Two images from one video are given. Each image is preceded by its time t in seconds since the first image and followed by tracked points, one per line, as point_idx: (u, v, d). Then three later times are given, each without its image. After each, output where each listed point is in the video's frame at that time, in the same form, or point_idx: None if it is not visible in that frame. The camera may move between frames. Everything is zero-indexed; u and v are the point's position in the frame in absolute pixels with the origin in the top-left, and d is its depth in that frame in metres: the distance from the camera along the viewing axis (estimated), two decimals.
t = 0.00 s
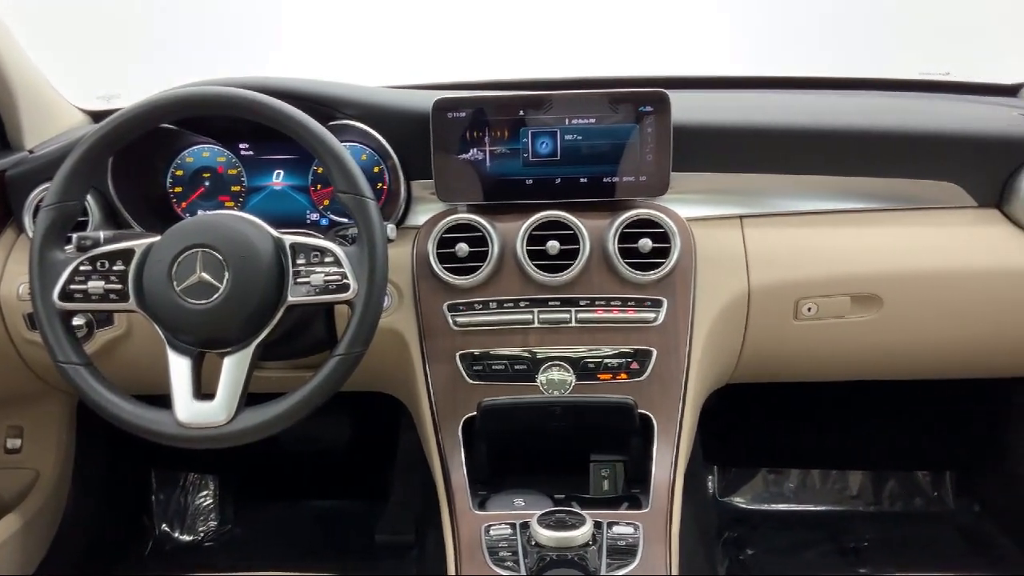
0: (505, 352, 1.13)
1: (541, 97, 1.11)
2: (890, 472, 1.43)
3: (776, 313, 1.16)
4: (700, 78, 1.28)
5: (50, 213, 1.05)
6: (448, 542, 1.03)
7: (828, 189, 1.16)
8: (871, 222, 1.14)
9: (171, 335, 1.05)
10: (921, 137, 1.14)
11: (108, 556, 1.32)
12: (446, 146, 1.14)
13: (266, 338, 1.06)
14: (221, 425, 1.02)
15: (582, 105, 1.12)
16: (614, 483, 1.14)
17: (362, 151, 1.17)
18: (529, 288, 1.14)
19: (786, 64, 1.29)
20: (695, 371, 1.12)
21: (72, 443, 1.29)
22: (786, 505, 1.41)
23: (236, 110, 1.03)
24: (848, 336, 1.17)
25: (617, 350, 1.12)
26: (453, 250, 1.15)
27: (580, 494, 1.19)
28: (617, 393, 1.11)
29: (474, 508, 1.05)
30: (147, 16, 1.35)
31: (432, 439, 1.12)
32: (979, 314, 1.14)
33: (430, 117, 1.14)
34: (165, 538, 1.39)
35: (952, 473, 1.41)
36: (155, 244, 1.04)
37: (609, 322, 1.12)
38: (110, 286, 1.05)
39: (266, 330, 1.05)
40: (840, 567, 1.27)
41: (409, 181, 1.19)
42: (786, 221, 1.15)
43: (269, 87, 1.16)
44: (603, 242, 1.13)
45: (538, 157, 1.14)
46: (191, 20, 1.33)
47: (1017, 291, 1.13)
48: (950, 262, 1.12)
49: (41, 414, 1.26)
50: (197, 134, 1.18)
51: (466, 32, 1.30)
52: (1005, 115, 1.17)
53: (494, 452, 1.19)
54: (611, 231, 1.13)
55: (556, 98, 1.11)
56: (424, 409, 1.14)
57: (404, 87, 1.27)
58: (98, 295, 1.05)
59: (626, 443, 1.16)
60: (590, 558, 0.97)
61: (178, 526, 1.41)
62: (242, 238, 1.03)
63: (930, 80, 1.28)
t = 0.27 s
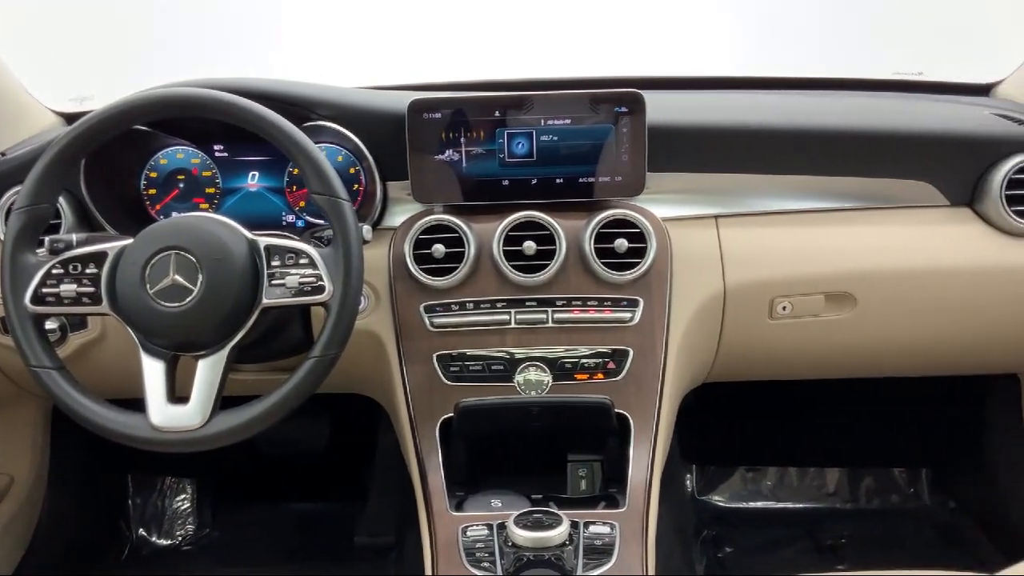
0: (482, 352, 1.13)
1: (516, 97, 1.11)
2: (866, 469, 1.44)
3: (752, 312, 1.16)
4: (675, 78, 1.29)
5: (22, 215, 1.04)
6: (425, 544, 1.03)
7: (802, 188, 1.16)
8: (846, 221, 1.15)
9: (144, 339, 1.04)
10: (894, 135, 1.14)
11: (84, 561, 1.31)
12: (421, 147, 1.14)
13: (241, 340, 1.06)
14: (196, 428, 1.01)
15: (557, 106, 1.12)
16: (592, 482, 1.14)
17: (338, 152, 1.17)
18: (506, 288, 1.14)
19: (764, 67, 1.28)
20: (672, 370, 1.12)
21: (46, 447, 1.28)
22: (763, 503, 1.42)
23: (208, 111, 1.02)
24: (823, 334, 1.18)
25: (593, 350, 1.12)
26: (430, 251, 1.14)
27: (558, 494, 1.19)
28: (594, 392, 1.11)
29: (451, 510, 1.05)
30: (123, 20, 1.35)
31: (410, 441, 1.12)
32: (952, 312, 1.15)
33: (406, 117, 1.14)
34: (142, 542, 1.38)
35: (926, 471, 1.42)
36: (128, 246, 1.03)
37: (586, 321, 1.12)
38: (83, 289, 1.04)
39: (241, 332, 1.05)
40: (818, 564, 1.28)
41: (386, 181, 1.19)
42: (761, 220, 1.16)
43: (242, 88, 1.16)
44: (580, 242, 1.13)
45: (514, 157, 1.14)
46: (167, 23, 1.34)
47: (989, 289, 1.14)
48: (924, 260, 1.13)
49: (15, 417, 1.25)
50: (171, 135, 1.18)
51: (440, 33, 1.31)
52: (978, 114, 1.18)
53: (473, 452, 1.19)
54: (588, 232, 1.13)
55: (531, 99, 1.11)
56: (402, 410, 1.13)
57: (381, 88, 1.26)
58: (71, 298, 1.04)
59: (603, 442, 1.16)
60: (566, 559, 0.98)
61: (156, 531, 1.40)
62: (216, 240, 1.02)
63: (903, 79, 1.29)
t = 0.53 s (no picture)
0: (458, 352, 1.12)
1: (490, 97, 1.11)
2: (843, 465, 1.44)
3: (727, 310, 1.17)
4: (650, 79, 1.29)
5: None
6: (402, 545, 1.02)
7: (776, 187, 1.17)
8: (820, 219, 1.16)
9: (116, 341, 1.03)
10: (867, 134, 1.14)
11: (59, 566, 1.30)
12: (396, 147, 1.13)
13: (214, 342, 1.05)
14: (169, 431, 1.01)
15: (532, 106, 1.12)
16: (569, 482, 1.16)
17: (313, 153, 1.16)
18: (482, 288, 1.14)
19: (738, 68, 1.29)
20: (648, 369, 1.13)
21: (20, 452, 1.26)
22: (741, 500, 1.42)
23: (178, 112, 1.01)
24: (798, 332, 1.19)
25: (570, 350, 1.12)
26: (405, 251, 1.14)
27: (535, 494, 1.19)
28: (570, 392, 1.11)
29: (428, 510, 1.05)
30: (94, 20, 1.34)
31: (386, 442, 1.12)
32: (925, 309, 1.16)
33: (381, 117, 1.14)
34: (119, 546, 1.37)
35: (901, 466, 1.43)
36: (99, 248, 1.03)
37: (562, 321, 1.12)
38: (54, 292, 1.03)
39: (214, 334, 1.04)
40: (795, 561, 1.29)
41: (361, 182, 1.19)
42: (736, 219, 1.16)
43: (215, 89, 1.15)
44: (555, 242, 1.13)
45: (489, 157, 1.14)
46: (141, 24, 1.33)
47: (962, 286, 1.15)
48: (898, 258, 1.14)
49: None
50: (144, 137, 1.17)
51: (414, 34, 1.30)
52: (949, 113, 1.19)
53: (448, 452, 1.19)
54: (563, 231, 1.13)
55: (505, 99, 1.11)
56: (378, 411, 1.13)
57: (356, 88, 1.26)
58: (42, 301, 1.03)
59: (579, 442, 1.17)
60: (542, 558, 0.98)
61: (133, 535, 1.39)
62: (189, 242, 1.02)
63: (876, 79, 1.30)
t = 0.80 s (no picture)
0: (436, 351, 1.12)
1: (467, 96, 1.11)
2: (823, 462, 1.45)
3: (705, 308, 1.17)
4: (626, 77, 1.30)
5: None
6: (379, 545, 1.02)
7: (754, 185, 1.17)
8: (796, 217, 1.16)
9: (89, 342, 1.02)
10: (842, 132, 1.15)
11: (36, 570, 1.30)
12: (373, 145, 1.13)
13: (189, 342, 1.05)
14: (143, 433, 1.00)
15: (508, 104, 1.11)
16: (547, 481, 1.14)
17: (289, 152, 1.16)
18: (460, 287, 1.13)
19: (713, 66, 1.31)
20: (626, 367, 1.12)
21: None
22: (720, 497, 1.42)
23: (150, 110, 1.00)
24: (776, 329, 1.19)
25: (548, 349, 1.12)
26: (382, 250, 1.14)
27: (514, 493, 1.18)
28: (548, 390, 1.11)
29: (406, 510, 1.05)
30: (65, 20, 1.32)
31: (364, 442, 1.11)
32: (902, 306, 1.16)
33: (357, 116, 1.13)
34: (95, 549, 1.38)
35: (880, 462, 1.44)
36: (71, 249, 1.02)
37: (540, 320, 1.12)
38: (26, 293, 1.03)
39: (189, 334, 1.04)
40: (774, 557, 1.30)
41: (337, 181, 1.18)
42: (713, 218, 1.16)
43: (190, 88, 1.14)
44: (533, 240, 1.13)
45: (467, 156, 1.14)
46: (112, 23, 1.31)
47: (938, 282, 1.15)
48: (874, 255, 1.14)
49: None
50: (118, 136, 1.16)
51: (392, 35, 1.30)
52: (924, 111, 1.20)
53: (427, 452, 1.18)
54: (541, 230, 1.13)
55: (482, 97, 1.11)
56: (356, 411, 1.12)
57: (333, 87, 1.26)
58: (14, 302, 1.03)
59: (558, 441, 1.17)
60: (520, 557, 0.97)
61: (110, 537, 1.40)
62: (162, 242, 1.01)
63: (852, 76, 1.32)
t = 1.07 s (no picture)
0: (418, 352, 1.12)
1: (447, 95, 1.11)
2: (804, 459, 1.46)
3: (686, 307, 1.17)
4: (603, 76, 1.33)
5: None
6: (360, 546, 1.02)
7: (734, 184, 1.17)
8: (777, 215, 1.16)
9: (67, 344, 1.01)
10: (822, 131, 1.16)
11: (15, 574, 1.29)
12: (354, 145, 1.12)
13: (168, 343, 1.04)
14: (122, 435, 0.99)
15: (489, 104, 1.11)
16: (530, 479, 1.16)
17: (269, 152, 1.15)
18: (441, 287, 1.13)
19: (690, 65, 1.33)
20: (608, 366, 1.13)
21: None
22: (703, 496, 1.44)
23: (126, 110, 0.99)
24: (757, 328, 1.19)
25: (530, 348, 1.11)
26: (363, 250, 1.13)
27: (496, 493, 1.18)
28: (530, 390, 1.11)
29: (388, 511, 1.04)
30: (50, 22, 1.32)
31: (345, 443, 1.11)
32: (881, 304, 1.17)
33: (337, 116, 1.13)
34: (76, 553, 1.38)
35: (861, 460, 1.46)
36: (48, 250, 1.01)
37: (521, 319, 1.12)
38: (2, 294, 1.02)
39: (168, 335, 1.03)
40: (756, 555, 1.30)
41: (318, 181, 1.17)
42: (694, 217, 1.17)
43: (167, 89, 1.13)
44: (515, 240, 1.13)
45: (447, 155, 1.14)
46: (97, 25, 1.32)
47: (918, 279, 1.15)
48: (854, 253, 1.15)
49: None
50: (97, 136, 1.16)
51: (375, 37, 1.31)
52: (902, 110, 1.21)
53: (410, 453, 1.18)
54: (522, 229, 1.13)
55: (462, 97, 1.11)
56: (337, 412, 1.12)
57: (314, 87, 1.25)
58: None
59: (540, 440, 1.17)
60: (502, 557, 0.97)
61: (91, 541, 1.40)
62: (140, 243, 1.00)
63: (830, 76, 1.34)
